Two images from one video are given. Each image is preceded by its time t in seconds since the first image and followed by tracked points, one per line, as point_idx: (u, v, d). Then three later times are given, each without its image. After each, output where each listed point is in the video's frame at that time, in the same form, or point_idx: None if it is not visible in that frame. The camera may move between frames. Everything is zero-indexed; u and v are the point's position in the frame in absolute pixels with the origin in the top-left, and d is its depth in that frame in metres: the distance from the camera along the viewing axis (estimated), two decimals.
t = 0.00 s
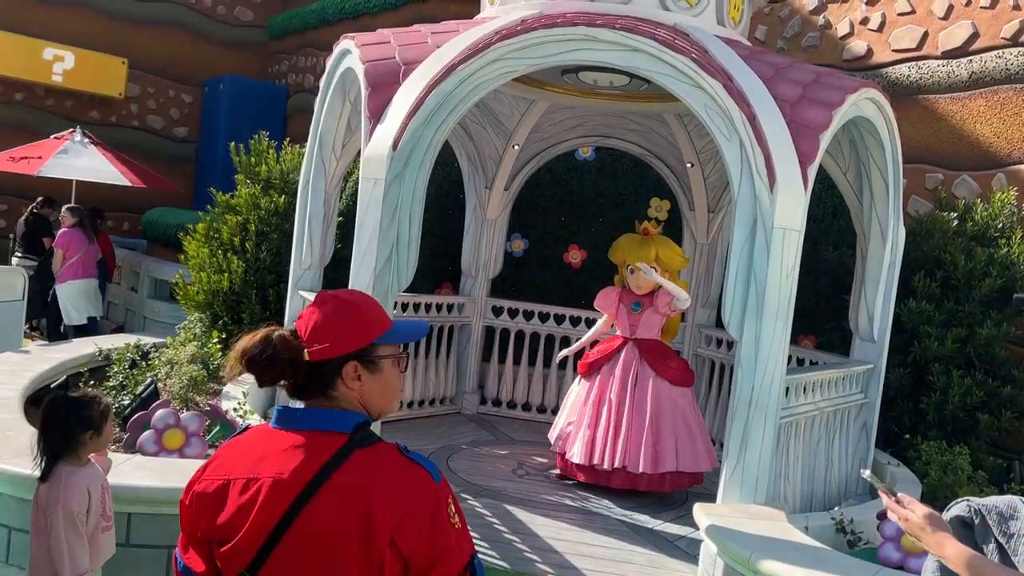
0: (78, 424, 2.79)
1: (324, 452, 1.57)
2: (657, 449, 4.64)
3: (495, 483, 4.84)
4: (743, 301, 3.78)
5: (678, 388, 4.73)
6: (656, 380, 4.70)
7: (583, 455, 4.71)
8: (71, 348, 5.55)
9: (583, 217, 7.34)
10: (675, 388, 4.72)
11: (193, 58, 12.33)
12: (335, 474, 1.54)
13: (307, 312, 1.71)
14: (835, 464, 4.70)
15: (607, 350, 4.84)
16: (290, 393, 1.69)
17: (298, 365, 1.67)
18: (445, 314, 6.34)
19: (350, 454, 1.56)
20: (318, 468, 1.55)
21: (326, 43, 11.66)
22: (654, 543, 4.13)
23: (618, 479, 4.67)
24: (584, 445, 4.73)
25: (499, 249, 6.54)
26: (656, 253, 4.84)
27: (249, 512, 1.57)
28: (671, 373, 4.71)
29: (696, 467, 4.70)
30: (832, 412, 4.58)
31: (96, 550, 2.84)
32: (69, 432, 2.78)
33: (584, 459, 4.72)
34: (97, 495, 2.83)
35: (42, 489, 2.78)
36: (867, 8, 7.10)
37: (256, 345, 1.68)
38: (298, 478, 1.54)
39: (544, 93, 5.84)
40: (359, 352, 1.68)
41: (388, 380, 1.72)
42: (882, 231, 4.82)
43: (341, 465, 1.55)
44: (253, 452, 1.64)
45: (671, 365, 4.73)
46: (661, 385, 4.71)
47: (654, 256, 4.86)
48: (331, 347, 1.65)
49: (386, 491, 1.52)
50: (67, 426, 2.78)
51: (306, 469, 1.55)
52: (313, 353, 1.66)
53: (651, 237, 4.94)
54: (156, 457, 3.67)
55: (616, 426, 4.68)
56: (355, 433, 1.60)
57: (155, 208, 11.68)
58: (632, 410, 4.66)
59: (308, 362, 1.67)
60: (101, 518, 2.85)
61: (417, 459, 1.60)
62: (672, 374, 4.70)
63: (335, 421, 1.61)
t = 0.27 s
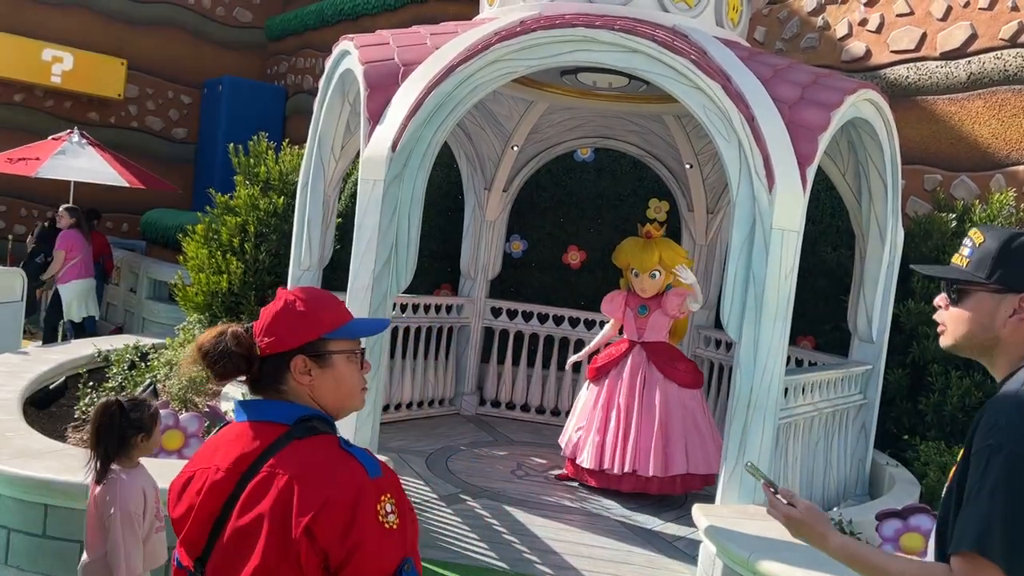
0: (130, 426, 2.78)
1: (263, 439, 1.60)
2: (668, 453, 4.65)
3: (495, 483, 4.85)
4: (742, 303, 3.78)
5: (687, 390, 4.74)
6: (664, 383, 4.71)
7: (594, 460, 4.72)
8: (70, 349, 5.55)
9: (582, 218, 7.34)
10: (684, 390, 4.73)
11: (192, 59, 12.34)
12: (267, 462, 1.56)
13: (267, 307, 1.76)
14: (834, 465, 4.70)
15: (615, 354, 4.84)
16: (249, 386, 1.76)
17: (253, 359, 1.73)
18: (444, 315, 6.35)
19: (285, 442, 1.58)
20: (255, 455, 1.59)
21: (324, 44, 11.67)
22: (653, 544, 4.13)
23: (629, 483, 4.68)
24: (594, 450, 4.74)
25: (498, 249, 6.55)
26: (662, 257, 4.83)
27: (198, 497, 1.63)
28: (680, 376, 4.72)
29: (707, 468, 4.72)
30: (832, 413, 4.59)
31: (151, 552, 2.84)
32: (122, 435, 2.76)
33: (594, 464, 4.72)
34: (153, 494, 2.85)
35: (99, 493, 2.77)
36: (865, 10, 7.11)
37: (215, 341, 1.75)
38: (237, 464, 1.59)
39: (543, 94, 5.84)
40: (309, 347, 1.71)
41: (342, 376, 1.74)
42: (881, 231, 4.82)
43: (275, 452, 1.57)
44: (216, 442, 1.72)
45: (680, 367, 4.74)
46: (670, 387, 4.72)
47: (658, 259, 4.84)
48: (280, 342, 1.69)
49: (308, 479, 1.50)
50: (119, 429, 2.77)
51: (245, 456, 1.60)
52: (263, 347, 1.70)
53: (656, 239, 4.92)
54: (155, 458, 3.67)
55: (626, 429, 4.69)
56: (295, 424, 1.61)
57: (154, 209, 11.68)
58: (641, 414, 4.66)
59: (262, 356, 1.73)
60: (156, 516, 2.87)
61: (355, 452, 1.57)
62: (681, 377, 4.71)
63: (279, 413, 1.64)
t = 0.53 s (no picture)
0: (173, 425, 2.60)
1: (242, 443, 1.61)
2: (672, 454, 4.66)
3: (494, 483, 4.85)
4: (741, 302, 3.78)
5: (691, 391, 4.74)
6: (668, 384, 4.72)
7: (598, 462, 4.72)
8: (68, 350, 5.55)
9: (581, 217, 7.35)
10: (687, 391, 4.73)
11: (191, 60, 12.34)
12: (247, 464, 1.56)
13: (252, 305, 1.74)
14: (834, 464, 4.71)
15: (617, 356, 4.84)
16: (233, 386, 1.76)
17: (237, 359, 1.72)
18: (443, 315, 6.35)
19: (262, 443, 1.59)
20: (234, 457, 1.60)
21: (323, 44, 11.66)
22: (652, 543, 4.13)
23: (633, 484, 4.68)
24: (598, 452, 4.74)
25: (497, 250, 6.55)
26: (663, 257, 4.85)
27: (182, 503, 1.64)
28: (684, 376, 4.72)
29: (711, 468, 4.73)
30: (831, 412, 4.59)
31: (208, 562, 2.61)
32: (166, 434, 2.58)
33: (599, 466, 4.72)
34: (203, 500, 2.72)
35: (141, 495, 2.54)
36: (864, 10, 7.11)
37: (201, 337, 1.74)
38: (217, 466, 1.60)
39: (542, 94, 5.84)
40: (293, 349, 1.69)
41: (326, 378, 1.72)
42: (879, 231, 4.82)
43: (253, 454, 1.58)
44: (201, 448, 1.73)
45: (684, 367, 4.75)
46: (674, 388, 4.72)
47: (659, 259, 4.85)
48: (265, 343, 1.68)
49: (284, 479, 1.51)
50: (165, 428, 2.59)
51: (226, 460, 1.60)
52: (248, 348, 1.69)
53: (656, 240, 4.94)
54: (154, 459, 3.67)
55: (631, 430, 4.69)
56: (275, 427, 1.62)
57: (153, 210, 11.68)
58: (645, 416, 4.67)
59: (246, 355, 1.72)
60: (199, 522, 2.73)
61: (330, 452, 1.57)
62: (684, 377, 4.71)
63: (261, 416, 1.64)
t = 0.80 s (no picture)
0: (218, 423, 2.58)
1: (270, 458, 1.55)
2: (673, 455, 4.65)
3: (493, 483, 4.84)
4: (739, 301, 3.78)
5: (692, 392, 4.74)
6: (669, 385, 4.72)
7: (598, 463, 4.71)
8: (67, 350, 5.55)
9: (580, 217, 7.35)
10: (688, 392, 4.73)
11: (189, 60, 12.33)
12: (281, 481, 1.51)
13: (274, 313, 1.67)
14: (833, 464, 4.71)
15: (618, 356, 4.83)
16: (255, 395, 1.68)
17: (262, 371, 1.66)
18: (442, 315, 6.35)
19: (291, 457, 1.53)
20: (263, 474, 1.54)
21: (321, 44, 11.65)
22: (652, 544, 4.12)
23: (634, 485, 4.66)
24: (598, 453, 4.73)
25: (495, 249, 6.55)
26: (663, 256, 4.84)
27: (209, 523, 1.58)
28: (684, 377, 4.72)
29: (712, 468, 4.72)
30: (830, 412, 4.59)
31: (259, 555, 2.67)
32: (211, 434, 2.58)
33: (599, 467, 4.71)
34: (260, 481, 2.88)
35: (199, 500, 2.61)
36: (862, 9, 7.11)
37: (222, 349, 1.66)
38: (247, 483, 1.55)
39: (541, 94, 5.84)
40: (323, 359, 1.64)
41: (355, 388, 1.67)
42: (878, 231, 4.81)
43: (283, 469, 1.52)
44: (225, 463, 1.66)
45: (685, 367, 4.75)
46: (675, 389, 4.72)
47: (660, 259, 4.84)
48: (294, 354, 1.62)
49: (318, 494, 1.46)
50: (210, 426, 2.59)
51: (254, 476, 1.55)
52: (277, 360, 1.63)
53: (656, 240, 4.94)
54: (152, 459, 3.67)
55: (633, 430, 4.68)
56: (304, 438, 1.56)
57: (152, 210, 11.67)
58: (646, 417, 4.67)
59: (273, 367, 1.66)
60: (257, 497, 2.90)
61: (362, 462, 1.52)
62: (685, 378, 4.72)
63: (288, 428, 1.58)
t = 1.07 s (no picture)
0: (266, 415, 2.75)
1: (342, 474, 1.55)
2: (673, 454, 4.66)
3: (494, 483, 4.85)
4: (739, 300, 3.78)
5: (692, 391, 4.74)
6: (669, 385, 4.72)
7: (598, 462, 4.71)
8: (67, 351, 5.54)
9: (580, 216, 7.35)
10: (688, 391, 4.73)
11: (188, 60, 12.33)
12: (353, 498, 1.50)
13: (370, 326, 1.64)
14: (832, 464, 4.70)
15: (618, 356, 4.83)
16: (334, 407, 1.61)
17: (354, 387, 1.60)
18: (442, 315, 6.35)
19: (361, 474, 1.52)
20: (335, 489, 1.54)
21: (320, 44, 11.65)
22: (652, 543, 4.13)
23: (634, 485, 4.66)
24: (598, 452, 4.73)
25: (495, 249, 6.56)
26: (661, 255, 4.85)
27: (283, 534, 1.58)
28: (684, 376, 4.73)
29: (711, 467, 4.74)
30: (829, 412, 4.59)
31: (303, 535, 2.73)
32: (259, 426, 2.73)
33: (598, 466, 4.72)
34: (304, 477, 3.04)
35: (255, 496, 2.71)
36: (861, 7, 7.11)
37: (311, 365, 1.58)
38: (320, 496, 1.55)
39: (540, 93, 5.83)
40: (415, 372, 1.64)
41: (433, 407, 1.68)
42: (877, 229, 4.82)
43: (353, 485, 1.52)
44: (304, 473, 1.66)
45: (685, 367, 4.75)
46: (675, 389, 4.72)
47: (657, 258, 4.85)
48: (393, 365, 1.61)
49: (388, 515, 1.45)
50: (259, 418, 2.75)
51: (328, 491, 1.55)
52: (374, 371, 1.60)
53: (652, 239, 4.95)
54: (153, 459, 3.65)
55: (633, 429, 4.69)
56: (378, 457, 1.55)
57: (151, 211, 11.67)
58: (646, 417, 4.67)
59: (366, 382, 1.61)
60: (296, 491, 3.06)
61: (437, 484, 1.50)
62: (685, 377, 4.72)
63: (362, 444, 1.57)
